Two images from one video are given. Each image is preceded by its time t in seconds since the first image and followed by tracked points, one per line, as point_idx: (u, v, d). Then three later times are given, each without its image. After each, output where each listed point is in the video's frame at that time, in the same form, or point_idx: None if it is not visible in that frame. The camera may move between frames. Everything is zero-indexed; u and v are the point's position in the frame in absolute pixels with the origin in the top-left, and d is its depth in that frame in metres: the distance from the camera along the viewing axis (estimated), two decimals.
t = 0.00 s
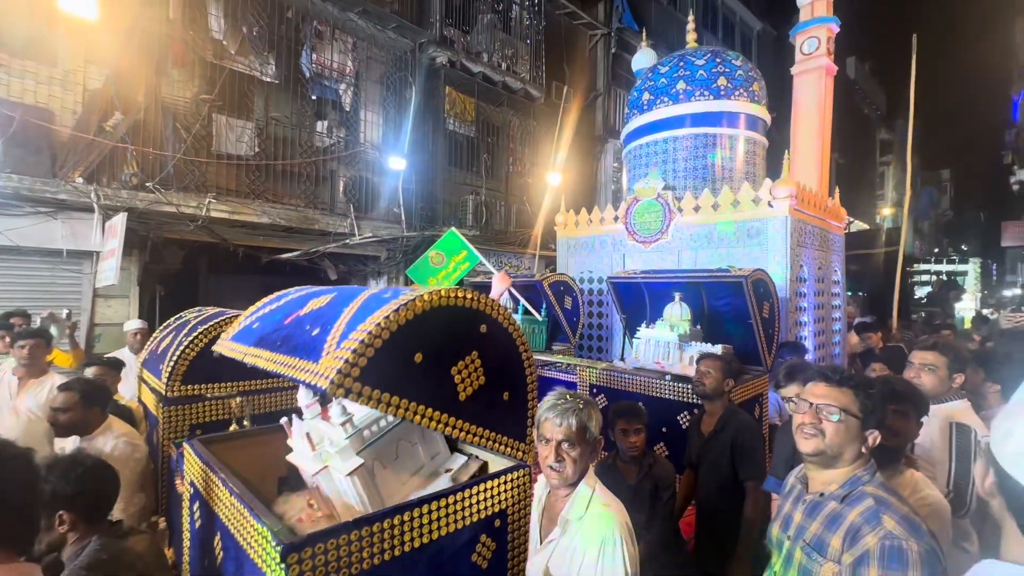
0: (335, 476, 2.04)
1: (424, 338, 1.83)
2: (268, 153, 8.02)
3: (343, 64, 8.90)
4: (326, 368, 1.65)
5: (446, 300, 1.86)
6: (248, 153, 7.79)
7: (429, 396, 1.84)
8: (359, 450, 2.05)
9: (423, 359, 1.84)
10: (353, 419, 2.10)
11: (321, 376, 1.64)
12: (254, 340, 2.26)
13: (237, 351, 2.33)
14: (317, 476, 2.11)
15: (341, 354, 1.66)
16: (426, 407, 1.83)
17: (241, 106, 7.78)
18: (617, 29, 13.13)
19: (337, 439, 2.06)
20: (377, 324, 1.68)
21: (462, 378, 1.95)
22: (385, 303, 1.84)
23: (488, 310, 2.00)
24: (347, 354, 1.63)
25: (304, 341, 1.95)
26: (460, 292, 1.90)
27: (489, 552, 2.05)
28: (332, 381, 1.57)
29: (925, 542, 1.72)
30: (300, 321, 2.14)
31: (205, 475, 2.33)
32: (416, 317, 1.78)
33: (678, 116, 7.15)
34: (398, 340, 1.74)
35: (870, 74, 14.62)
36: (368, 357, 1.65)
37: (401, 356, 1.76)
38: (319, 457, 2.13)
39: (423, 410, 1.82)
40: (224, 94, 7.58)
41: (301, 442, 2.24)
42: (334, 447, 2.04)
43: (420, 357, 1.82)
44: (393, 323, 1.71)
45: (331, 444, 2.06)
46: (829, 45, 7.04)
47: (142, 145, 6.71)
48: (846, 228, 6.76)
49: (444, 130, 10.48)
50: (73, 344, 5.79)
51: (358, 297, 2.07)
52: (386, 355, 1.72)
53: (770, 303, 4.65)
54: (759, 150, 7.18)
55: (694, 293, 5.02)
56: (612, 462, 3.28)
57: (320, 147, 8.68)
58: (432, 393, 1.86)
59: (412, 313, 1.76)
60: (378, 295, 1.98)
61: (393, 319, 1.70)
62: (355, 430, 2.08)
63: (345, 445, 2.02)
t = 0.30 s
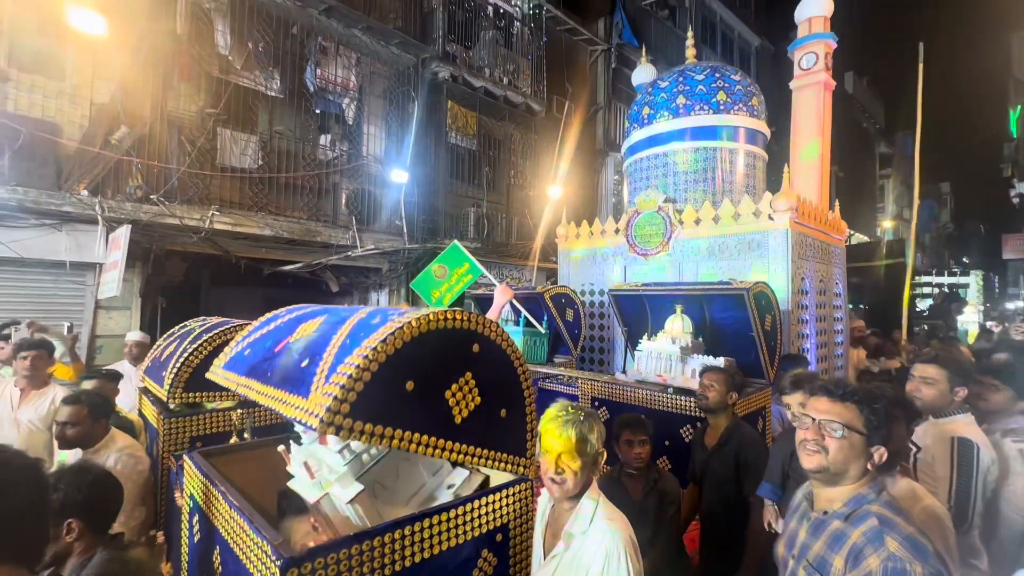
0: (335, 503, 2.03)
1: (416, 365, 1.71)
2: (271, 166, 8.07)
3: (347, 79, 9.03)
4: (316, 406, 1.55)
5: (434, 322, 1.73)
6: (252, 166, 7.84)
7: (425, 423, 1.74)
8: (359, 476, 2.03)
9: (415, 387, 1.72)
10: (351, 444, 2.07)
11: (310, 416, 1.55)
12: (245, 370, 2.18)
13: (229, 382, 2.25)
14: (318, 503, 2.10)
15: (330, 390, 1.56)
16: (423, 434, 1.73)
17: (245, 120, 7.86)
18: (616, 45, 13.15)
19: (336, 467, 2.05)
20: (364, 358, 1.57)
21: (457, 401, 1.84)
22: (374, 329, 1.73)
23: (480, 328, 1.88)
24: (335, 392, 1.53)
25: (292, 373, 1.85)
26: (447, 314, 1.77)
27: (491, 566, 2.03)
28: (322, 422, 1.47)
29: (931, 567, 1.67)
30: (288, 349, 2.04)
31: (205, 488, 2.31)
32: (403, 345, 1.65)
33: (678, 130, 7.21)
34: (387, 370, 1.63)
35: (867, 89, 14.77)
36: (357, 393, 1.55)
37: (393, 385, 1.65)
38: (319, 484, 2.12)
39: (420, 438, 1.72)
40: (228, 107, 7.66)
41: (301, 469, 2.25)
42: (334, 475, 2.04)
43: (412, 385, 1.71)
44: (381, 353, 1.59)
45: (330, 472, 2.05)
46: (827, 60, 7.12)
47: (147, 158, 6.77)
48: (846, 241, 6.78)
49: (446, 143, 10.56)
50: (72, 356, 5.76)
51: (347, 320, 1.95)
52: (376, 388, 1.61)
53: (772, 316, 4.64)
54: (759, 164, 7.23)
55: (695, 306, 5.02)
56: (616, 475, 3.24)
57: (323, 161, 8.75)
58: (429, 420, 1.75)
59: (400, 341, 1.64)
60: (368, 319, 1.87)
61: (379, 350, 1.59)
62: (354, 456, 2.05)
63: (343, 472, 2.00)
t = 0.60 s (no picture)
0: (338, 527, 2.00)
1: (410, 389, 1.65)
2: (276, 177, 8.12)
3: (352, 92, 9.13)
4: (309, 441, 1.51)
5: (426, 344, 1.66)
6: (257, 177, 7.90)
7: (424, 448, 1.68)
8: (361, 499, 2.00)
9: (411, 413, 1.65)
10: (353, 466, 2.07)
11: (303, 454, 1.50)
12: (240, 398, 2.15)
13: (226, 410, 2.21)
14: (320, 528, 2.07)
15: (323, 424, 1.52)
16: (422, 460, 1.67)
17: (251, 132, 7.93)
18: (618, 58, 13.47)
19: (338, 491, 2.04)
20: (354, 390, 1.51)
21: (455, 423, 1.77)
22: (365, 355, 1.68)
23: (474, 345, 1.80)
24: (327, 428, 1.48)
25: (286, 404, 1.81)
26: (439, 334, 1.70)
27: None
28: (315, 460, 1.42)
29: None
30: (281, 376, 2.00)
31: (206, 500, 2.29)
32: (394, 370, 1.58)
33: (681, 141, 7.25)
34: (379, 399, 1.57)
35: (869, 101, 14.86)
36: (350, 427, 1.50)
37: (387, 412, 1.59)
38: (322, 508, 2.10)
39: (419, 463, 1.66)
40: (235, 119, 7.74)
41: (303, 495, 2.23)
42: (336, 498, 2.02)
43: (407, 412, 1.64)
44: (373, 382, 1.53)
45: (332, 496, 2.04)
46: (829, 72, 7.16)
47: (154, 170, 6.84)
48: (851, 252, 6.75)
49: (450, 155, 10.62)
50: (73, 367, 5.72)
51: (338, 344, 1.91)
52: (370, 419, 1.55)
53: (778, 327, 4.61)
54: (762, 174, 7.24)
55: (699, 317, 5.00)
56: (623, 489, 3.19)
57: (327, 172, 8.82)
58: (427, 444, 1.70)
59: (391, 367, 1.57)
60: (358, 342, 1.82)
61: (370, 381, 1.53)
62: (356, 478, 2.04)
63: (346, 495, 1.98)
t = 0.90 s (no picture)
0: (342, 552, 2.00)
1: (407, 412, 1.60)
2: (283, 189, 8.18)
3: (358, 104, 9.23)
4: (303, 473, 1.46)
5: (421, 363, 1.61)
6: (265, 189, 7.96)
7: (424, 471, 1.64)
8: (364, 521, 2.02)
9: (409, 436, 1.60)
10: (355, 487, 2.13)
11: (297, 487, 1.46)
12: (237, 421, 2.11)
13: (224, 433, 2.18)
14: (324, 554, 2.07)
15: (317, 452, 1.47)
16: (422, 483, 1.62)
17: (259, 144, 8.01)
18: (622, 71, 13.53)
19: (341, 515, 2.08)
20: (351, 416, 1.46)
21: (456, 442, 1.73)
22: (359, 379, 1.63)
23: (473, 361, 1.75)
24: (321, 459, 1.43)
25: (281, 429, 1.76)
26: (434, 353, 1.64)
27: None
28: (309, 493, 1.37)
29: None
30: (276, 399, 1.96)
31: (208, 513, 2.25)
32: (389, 395, 1.54)
33: (686, 150, 7.24)
34: (376, 424, 1.52)
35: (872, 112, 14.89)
36: (344, 457, 1.45)
37: (384, 437, 1.54)
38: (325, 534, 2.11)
39: (419, 487, 1.62)
40: (243, 132, 7.82)
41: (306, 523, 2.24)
42: (339, 519, 2.05)
43: (405, 435, 1.59)
44: (367, 409, 1.48)
45: (335, 516, 2.08)
46: (833, 82, 7.17)
47: (163, 182, 6.91)
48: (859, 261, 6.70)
49: (455, 166, 10.68)
50: (75, 378, 5.71)
51: (332, 367, 1.87)
52: (365, 447, 1.50)
53: (787, 337, 4.55)
54: (768, 184, 7.22)
55: (707, 327, 4.97)
56: (632, 502, 3.12)
57: (333, 183, 8.87)
58: (428, 466, 1.65)
59: (386, 392, 1.53)
60: (353, 364, 1.78)
61: (365, 408, 1.48)
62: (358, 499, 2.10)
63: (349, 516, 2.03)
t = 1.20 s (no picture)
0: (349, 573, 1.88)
1: (410, 430, 1.57)
2: (290, 199, 8.22)
3: (364, 114, 9.32)
4: (304, 499, 1.43)
5: (421, 381, 1.58)
6: (271, 198, 8.01)
7: (429, 490, 1.61)
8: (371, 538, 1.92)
9: (411, 457, 1.57)
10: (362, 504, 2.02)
11: (297, 513, 1.42)
12: (237, 440, 2.08)
13: (225, 452, 2.15)
14: None
15: (317, 477, 1.44)
16: (426, 503, 1.59)
17: (266, 154, 8.07)
18: (625, 81, 13.55)
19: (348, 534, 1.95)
20: (350, 440, 1.43)
21: (461, 457, 1.69)
22: (358, 398, 1.61)
23: (475, 375, 1.73)
24: (322, 485, 1.40)
25: (281, 451, 1.73)
26: (435, 369, 1.62)
27: None
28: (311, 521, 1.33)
29: None
30: (277, 418, 1.93)
31: (212, 522, 2.22)
32: (390, 415, 1.51)
33: (692, 159, 7.23)
34: (378, 444, 1.49)
35: (877, 121, 14.87)
36: (345, 482, 1.41)
37: (386, 458, 1.50)
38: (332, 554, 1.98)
39: (424, 507, 1.58)
40: (250, 142, 7.89)
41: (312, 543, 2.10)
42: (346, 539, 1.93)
43: (407, 455, 1.55)
44: (367, 431, 1.46)
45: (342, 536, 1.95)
46: (839, 90, 7.16)
47: (171, 191, 6.97)
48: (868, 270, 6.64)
49: (460, 176, 10.70)
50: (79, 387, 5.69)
51: (331, 384, 1.85)
52: (367, 469, 1.46)
53: (798, 345, 4.49)
54: (774, 192, 7.19)
55: (715, 335, 4.92)
56: (642, 512, 3.06)
57: (340, 193, 8.90)
58: (432, 485, 1.61)
59: (387, 413, 1.50)
60: (352, 382, 1.76)
61: (365, 429, 1.45)
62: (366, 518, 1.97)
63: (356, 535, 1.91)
